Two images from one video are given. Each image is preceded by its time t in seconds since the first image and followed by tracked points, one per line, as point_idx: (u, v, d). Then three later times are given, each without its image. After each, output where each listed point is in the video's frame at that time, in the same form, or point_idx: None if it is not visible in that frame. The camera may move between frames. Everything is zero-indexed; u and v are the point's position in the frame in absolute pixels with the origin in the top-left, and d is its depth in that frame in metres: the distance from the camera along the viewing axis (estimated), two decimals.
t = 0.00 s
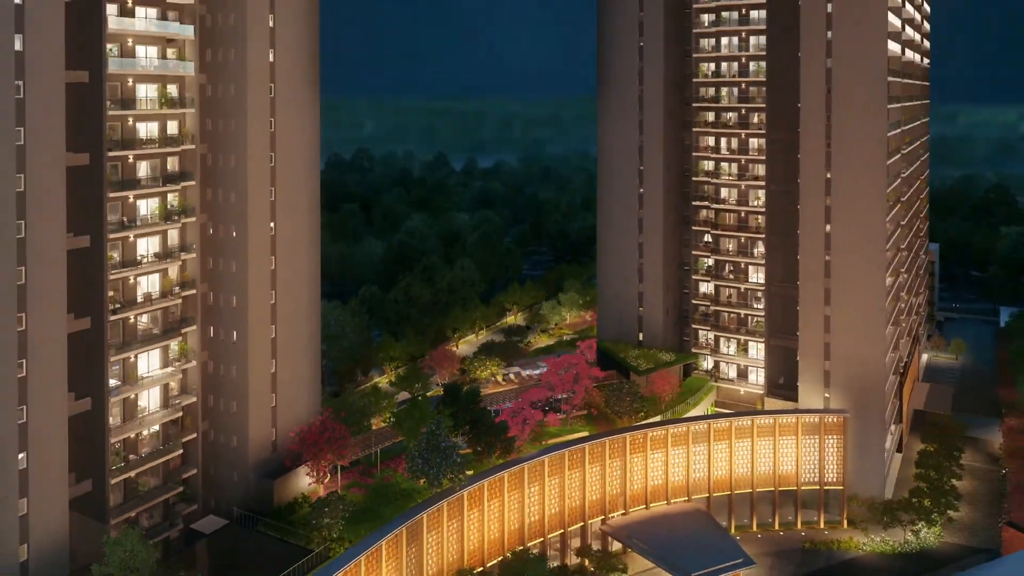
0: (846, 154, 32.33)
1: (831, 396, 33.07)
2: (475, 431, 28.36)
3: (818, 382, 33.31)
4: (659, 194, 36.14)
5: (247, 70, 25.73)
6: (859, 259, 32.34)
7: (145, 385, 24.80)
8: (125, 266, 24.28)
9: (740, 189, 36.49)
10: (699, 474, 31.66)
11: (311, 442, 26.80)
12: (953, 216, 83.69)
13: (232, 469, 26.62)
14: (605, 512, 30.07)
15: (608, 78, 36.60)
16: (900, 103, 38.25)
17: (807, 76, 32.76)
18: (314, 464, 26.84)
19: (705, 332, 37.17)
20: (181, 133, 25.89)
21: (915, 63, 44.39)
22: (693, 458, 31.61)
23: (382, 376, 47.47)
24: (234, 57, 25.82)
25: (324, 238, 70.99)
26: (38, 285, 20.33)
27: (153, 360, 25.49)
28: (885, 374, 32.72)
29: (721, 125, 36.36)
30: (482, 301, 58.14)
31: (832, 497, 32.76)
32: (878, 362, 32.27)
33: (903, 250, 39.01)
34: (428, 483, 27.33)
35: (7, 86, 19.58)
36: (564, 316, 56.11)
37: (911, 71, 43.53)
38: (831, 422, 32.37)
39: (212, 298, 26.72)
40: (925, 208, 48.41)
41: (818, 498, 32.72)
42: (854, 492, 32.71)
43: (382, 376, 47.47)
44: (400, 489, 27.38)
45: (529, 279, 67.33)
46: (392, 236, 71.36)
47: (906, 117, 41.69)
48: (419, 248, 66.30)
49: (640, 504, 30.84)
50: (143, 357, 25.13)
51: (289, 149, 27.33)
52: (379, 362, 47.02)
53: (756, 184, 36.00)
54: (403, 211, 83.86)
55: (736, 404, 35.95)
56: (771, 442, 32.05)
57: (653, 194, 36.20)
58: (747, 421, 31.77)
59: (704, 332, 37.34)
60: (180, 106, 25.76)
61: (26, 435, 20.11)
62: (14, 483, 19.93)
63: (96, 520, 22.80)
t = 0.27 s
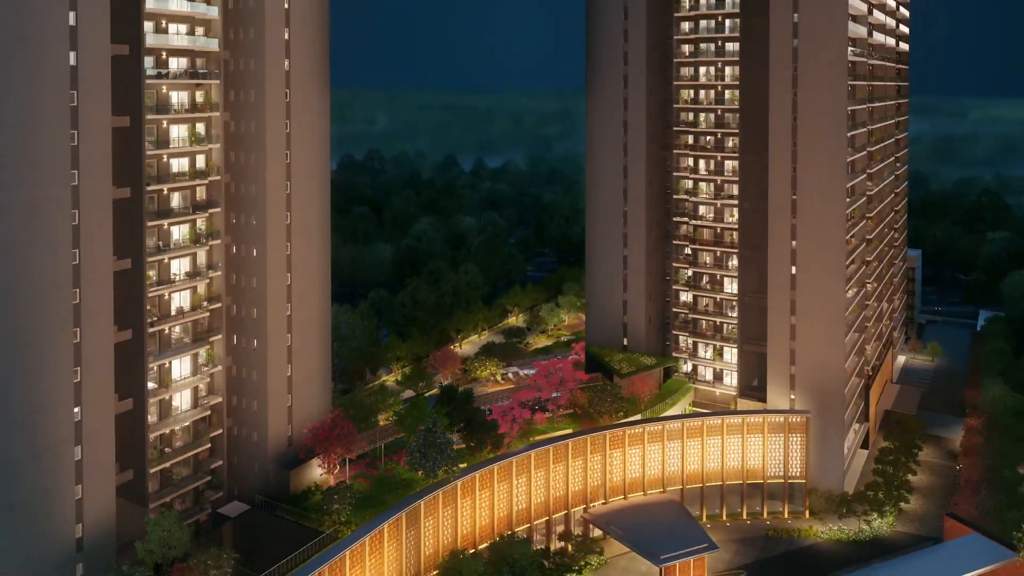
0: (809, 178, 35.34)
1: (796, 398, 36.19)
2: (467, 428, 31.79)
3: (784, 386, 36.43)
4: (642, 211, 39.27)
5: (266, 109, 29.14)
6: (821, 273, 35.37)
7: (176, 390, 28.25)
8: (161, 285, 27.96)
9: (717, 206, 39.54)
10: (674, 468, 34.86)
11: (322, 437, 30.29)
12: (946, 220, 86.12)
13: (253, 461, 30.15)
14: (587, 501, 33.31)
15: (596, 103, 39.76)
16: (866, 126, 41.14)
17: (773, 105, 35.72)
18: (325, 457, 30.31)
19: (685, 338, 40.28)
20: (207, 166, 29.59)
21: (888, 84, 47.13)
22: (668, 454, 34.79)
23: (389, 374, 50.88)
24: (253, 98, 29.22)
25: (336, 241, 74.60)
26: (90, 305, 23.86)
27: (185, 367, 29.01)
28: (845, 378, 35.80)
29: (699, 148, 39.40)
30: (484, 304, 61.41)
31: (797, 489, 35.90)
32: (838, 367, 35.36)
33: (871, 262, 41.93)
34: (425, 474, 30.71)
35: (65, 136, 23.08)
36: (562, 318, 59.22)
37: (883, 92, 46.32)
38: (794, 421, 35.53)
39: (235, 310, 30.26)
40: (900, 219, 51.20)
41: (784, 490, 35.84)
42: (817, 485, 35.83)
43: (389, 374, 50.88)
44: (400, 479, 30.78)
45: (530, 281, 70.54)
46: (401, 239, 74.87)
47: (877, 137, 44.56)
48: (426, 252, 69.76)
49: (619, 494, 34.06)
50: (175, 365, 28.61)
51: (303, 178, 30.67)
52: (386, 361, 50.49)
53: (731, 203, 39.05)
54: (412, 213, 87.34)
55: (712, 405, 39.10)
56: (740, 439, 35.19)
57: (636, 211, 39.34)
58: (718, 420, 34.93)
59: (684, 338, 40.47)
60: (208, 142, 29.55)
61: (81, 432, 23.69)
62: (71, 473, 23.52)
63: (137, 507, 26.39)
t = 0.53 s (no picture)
0: (781, 195, 38.10)
1: (771, 399, 38.95)
2: (463, 426, 35.10)
3: (759, 387, 39.22)
4: (629, 223, 42.04)
5: (281, 137, 32.17)
6: (793, 282, 38.08)
7: (198, 390, 31.17)
8: (186, 296, 30.99)
9: (700, 219, 42.27)
10: (655, 463, 37.55)
11: (332, 433, 33.37)
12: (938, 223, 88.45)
13: (269, 454, 33.27)
14: (575, 494, 36.11)
15: (586, 123, 42.68)
16: (841, 143, 43.82)
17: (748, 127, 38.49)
18: (335, 451, 33.32)
19: (670, 341, 43.10)
20: (228, 189, 32.74)
21: (866, 101, 49.75)
22: (651, 449, 37.48)
23: (394, 373, 53.92)
24: (269, 127, 32.23)
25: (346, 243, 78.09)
26: (126, 315, 26.91)
27: (207, 369, 31.96)
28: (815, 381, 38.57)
29: (682, 164, 42.09)
30: (486, 306, 64.28)
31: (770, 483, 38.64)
32: (808, 370, 38.17)
33: (845, 271, 44.64)
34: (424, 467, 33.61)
35: (103, 167, 26.15)
36: (561, 320, 61.94)
37: (861, 109, 48.97)
38: (768, 420, 38.23)
39: (253, 318, 33.36)
40: (880, 227, 53.85)
41: (759, 484, 38.57)
42: (789, 480, 38.57)
43: (395, 373, 53.92)
44: (402, 471, 33.66)
45: (531, 282, 73.36)
46: (408, 242, 78.11)
47: (853, 151, 47.22)
48: (431, 255, 72.99)
49: (604, 487, 36.81)
50: (198, 367, 31.42)
51: (314, 198, 33.66)
52: (392, 361, 53.55)
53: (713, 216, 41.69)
54: (419, 216, 90.70)
55: (694, 405, 41.89)
56: (717, 436, 37.93)
57: (624, 224, 42.13)
58: (696, 419, 37.66)
59: (669, 342, 43.21)
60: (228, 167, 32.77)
61: (119, 427, 26.73)
62: (110, 464, 26.56)
63: (165, 497, 29.22)
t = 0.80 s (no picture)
0: (754, 210, 41.20)
1: (745, 399, 42.31)
2: (460, 424, 39.35)
3: (734, 388, 42.56)
4: (616, 236, 45.41)
5: (296, 162, 35.73)
6: (765, 292, 41.30)
7: (223, 389, 34.76)
8: (212, 306, 34.53)
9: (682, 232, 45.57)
10: (637, 458, 40.72)
11: (342, 429, 37.08)
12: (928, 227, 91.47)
13: (286, 447, 36.97)
14: (563, 485, 39.52)
15: (577, 142, 46.09)
16: (814, 161, 47.00)
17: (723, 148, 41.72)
18: (344, 445, 36.96)
19: (654, 345, 46.50)
20: (248, 210, 36.30)
21: (842, 119, 52.91)
22: (632, 446, 40.63)
23: (401, 372, 57.75)
24: (285, 153, 35.79)
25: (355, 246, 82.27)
26: (160, 325, 30.62)
27: (231, 371, 35.53)
28: (785, 382, 41.89)
29: (666, 182, 45.35)
30: (488, 307, 67.89)
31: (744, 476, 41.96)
32: (778, 373, 41.48)
33: (818, 280, 47.84)
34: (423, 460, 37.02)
35: (141, 196, 29.80)
36: (559, 321, 65.36)
37: (836, 126, 52.14)
38: (742, 419, 41.49)
39: (271, 325, 37.03)
40: (858, 236, 56.98)
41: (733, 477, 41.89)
42: (761, 473, 41.88)
43: (401, 372, 57.74)
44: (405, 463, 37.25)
45: (531, 284, 76.95)
46: (415, 246, 82.05)
47: (828, 167, 50.42)
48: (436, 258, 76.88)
49: (590, 479, 40.10)
50: (222, 369, 34.91)
51: (325, 216, 37.24)
52: (399, 360, 57.38)
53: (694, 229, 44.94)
54: (426, 219, 94.72)
55: (675, 404, 45.26)
56: (694, 434, 41.15)
57: (611, 236, 45.52)
58: (675, 418, 40.97)
59: (654, 345, 46.62)
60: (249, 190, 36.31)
61: (154, 424, 30.47)
62: (146, 456, 30.31)
63: (193, 487, 32.56)
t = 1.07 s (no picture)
0: (731, 224, 44.39)
1: (722, 398, 45.54)
2: (458, 421, 43.24)
3: (712, 389, 45.83)
4: (605, 246, 48.80)
5: (309, 183, 39.38)
6: (740, 300, 44.56)
7: (243, 389, 38.46)
8: (234, 314, 38.17)
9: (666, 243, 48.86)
10: (621, 452, 44.15)
11: (350, 424, 40.74)
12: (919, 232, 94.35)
13: (299, 441, 40.72)
14: (552, 476, 42.99)
15: (569, 159, 49.50)
16: (792, 176, 50.09)
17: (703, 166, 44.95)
18: (352, 439, 40.64)
19: (640, 348, 49.90)
20: (266, 227, 39.96)
21: (822, 134, 55.99)
22: (617, 442, 44.09)
23: (406, 370, 61.63)
24: (299, 173, 39.37)
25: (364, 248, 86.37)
26: (189, 332, 34.39)
27: (251, 372, 39.25)
28: (760, 383, 45.14)
29: (652, 197, 48.65)
30: (490, 309, 71.48)
31: (721, 470, 45.35)
32: (753, 375, 44.74)
33: (795, 287, 51.11)
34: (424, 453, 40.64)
35: (172, 219, 33.54)
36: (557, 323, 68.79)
37: (816, 141, 55.23)
38: (719, 417, 44.84)
39: (286, 331, 40.73)
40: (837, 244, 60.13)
41: (711, 470, 45.27)
42: (737, 467, 45.24)
43: (406, 370, 61.63)
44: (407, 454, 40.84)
45: (533, 286, 80.55)
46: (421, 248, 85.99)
47: (807, 180, 53.51)
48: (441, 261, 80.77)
49: (578, 472, 43.62)
50: (243, 371, 38.58)
51: (334, 231, 40.88)
52: (404, 359, 61.21)
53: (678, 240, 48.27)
54: (433, 222, 98.72)
55: (659, 403, 48.66)
56: (674, 430, 44.60)
57: (600, 247, 48.92)
58: (657, 416, 44.32)
59: (640, 348, 49.99)
60: (265, 209, 39.84)
61: (183, 420, 34.24)
62: (175, 448, 34.03)
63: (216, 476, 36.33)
